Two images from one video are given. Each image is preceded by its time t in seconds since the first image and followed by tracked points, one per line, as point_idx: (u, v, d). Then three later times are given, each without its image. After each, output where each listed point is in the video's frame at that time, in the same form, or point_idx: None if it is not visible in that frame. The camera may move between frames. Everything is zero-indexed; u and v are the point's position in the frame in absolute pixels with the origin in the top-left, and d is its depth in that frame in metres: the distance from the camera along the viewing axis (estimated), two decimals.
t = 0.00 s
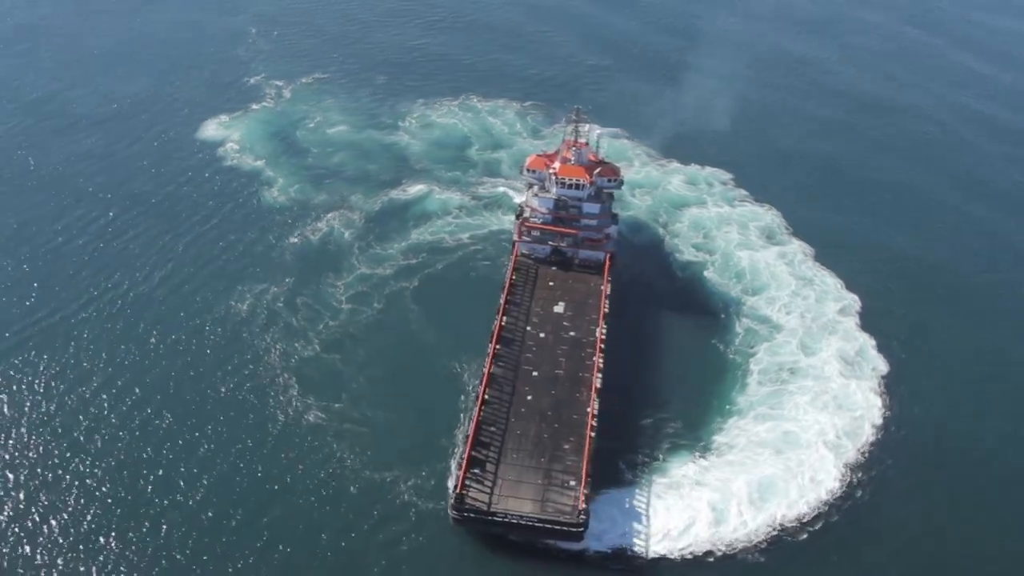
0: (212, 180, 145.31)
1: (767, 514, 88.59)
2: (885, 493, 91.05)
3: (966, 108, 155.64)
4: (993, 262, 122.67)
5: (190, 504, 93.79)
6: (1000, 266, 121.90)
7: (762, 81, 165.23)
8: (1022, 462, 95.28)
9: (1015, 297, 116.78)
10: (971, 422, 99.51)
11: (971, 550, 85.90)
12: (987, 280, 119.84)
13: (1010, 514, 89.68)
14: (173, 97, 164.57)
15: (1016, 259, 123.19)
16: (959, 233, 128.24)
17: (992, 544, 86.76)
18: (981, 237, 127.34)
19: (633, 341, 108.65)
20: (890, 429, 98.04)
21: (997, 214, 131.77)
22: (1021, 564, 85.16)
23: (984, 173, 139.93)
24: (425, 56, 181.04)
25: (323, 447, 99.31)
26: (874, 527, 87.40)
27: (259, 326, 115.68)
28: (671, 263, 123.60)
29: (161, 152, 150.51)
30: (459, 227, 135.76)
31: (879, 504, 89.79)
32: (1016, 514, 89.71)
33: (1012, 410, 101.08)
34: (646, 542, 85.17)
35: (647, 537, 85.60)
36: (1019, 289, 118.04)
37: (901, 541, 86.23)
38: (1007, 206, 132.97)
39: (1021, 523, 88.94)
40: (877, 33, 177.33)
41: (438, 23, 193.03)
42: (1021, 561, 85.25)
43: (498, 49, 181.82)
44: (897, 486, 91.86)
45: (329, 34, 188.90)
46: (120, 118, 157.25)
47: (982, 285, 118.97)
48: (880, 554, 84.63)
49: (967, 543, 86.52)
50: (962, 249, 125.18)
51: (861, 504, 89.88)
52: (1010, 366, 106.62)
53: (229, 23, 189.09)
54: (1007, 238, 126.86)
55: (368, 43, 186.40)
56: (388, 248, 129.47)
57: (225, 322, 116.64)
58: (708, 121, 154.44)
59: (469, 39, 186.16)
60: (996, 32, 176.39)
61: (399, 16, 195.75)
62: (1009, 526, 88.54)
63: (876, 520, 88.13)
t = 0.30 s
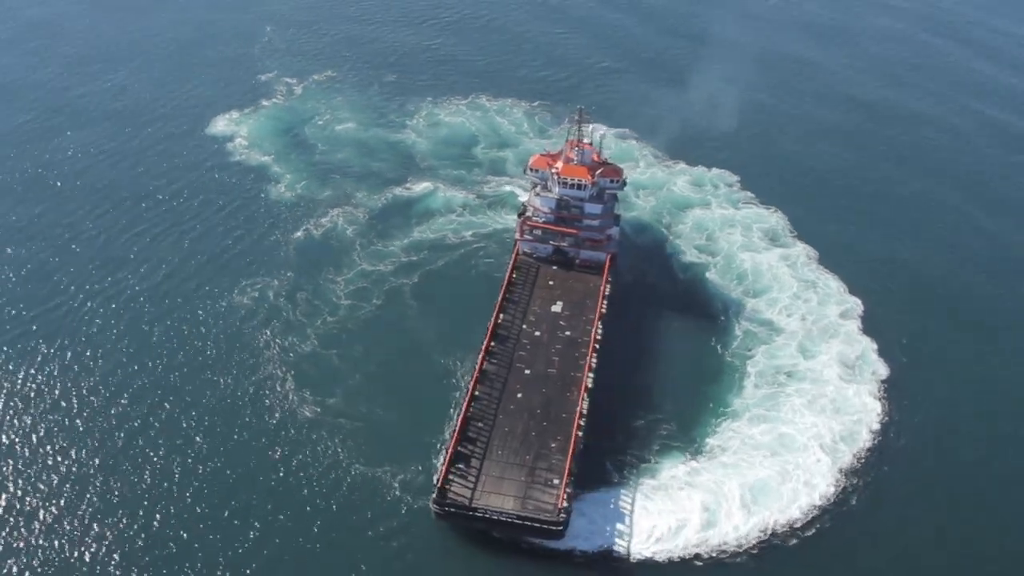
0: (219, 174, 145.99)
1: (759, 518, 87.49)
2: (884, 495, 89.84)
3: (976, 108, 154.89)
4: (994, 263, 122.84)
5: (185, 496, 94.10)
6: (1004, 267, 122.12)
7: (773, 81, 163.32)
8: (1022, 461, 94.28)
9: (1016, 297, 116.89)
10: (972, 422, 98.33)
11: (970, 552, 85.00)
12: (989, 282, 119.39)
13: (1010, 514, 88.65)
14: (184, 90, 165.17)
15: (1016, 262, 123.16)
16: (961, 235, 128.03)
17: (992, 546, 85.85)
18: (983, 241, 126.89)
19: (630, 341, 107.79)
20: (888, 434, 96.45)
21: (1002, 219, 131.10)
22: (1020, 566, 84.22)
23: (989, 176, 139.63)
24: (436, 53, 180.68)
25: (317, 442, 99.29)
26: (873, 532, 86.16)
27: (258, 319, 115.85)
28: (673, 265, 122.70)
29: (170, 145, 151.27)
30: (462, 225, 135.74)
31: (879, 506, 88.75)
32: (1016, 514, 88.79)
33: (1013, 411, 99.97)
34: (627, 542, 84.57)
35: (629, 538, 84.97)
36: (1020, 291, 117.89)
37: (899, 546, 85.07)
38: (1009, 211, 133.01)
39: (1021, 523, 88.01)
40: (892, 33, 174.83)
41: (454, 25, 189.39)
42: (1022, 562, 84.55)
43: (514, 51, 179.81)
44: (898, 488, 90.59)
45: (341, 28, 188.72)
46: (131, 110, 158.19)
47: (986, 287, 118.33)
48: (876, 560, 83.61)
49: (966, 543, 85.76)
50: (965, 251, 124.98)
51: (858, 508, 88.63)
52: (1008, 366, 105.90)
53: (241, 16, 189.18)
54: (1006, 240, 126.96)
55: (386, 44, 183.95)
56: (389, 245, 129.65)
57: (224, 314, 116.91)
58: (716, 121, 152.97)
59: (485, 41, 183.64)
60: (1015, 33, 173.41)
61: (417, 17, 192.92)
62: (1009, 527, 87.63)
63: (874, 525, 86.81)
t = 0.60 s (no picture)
0: (229, 168, 146.91)
1: (752, 522, 86.28)
2: (883, 501, 88.24)
3: (983, 107, 153.03)
4: (995, 263, 121.05)
5: (181, 485, 94.78)
6: (1004, 267, 120.32)
7: (788, 82, 161.26)
8: (1022, 461, 93.06)
9: (1013, 297, 115.17)
10: (973, 424, 96.88)
11: (970, 556, 83.66)
12: (985, 280, 117.88)
13: (1007, 514, 87.60)
14: (198, 84, 166.36)
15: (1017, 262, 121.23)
16: (963, 234, 126.30)
17: (993, 549, 84.54)
18: (985, 242, 124.72)
19: (629, 340, 107.00)
20: (888, 440, 94.73)
21: (1007, 219, 129.41)
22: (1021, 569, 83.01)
23: (994, 176, 137.56)
24: (450, 50, 180.37)
25: (310, 435, 99.36)
26: (872, 538, 84.65)
27: (260, 312, 116.36)
28: (677, 265, 121.48)
29: (182, 138, 152.48)
30: (467, 222, 135.52)
31: (879, 510, 87.38)
32: (1015, 514, 87.68)
33: (1013, 411, 98.55)
34: (612, 540, 84.01)
35: (614, 536, 84.39)
36: (1017, 291, 116.22)
37: (899, 550, 83.66)
38: (1012, 210, 131.07)
39: (1020, 523, 86.87)
40: (911, 35, 172.25)
41: (473, 26, 187.67)
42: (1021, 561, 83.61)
43: (531, 51, 178.30)
44: (900, 493, 89.09)
45: (356, 23, 188.74)
46: (145, 104, 159.57)
47: (988, 287, 116.76)
48: (874, 566, 82.20)
49: (965, 543, 84.80)
50: (965, 251, 123.17)
51: (856, 514, 87.06)
52: (1004, 366, 104.24)
53: (258, 11, 189.81)
54: (1007, 240, 125.14)
55: (404, 43, 182.89)
56: (393, 240, 129.60)
57: (227, 306, 117.47)
58: (728, 122, 151.32)
59: (501, 40, 182.42)
60: None
61: (435, 16, 191.37)
62: (1009, 526, 86.62)
63: (873, 532, 85.27)
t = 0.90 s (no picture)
0: (241, 160, 147.71)
1: (745, 525, 85.05)
2: (884, 506, 86.69)
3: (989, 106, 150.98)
4: (996, 263, 119.48)
5: (177, 471, 95.41)
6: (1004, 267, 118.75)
7: (805, 83, 159.04)
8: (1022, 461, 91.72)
9: (1009, 297, 113.66)
10: (978, 427, 95.24)
11: (972, 560, 82.23)
12: (982, 279, 116.57)
13: (1005, 513, 86.40)
14: (215, 77, 167.41)
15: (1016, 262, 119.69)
16: (965, 234, 124.76)
17: (994, 552, 83.06)
18: (987, 243, 123.05)
19: (628, 338, 106.16)
20: (890, 446, 92.93)
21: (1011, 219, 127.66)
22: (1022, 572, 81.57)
23: (998, 176, 135.63)
24: (466, 47, 180.20)
25: (306, 428, 99.34)
26: (871, 543, 83.18)
27: (264, 303, 116.82)
28: (683, 265, 120.13)
29: (196, 131, 153.51)
30: (475, 218, 135.20)
31: (879, 514, 85.92)
32: (1015, 514, 86.40)
33: (1014, 412, 97.12)
34: (596, 537, 83.48)
35: (598, 533, 83.81)
36: (1014, 290, 114.78)
37: (901, 555, 82.22)
38: (1014, 210, 129.43)
39: (1019, 523, 85.58)
40: (933, 36, 169.39)
41: (490, 25, 187.33)
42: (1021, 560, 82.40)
43: (545, 49, 177.33)
44: (903, 497, 87.50)
45: (374, 19, 189.04)
46: (162, 96, 160.79)
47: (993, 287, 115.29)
48: (872, 571, 80.76)
49: (966, 545, 83.48)
50: (965, 251, 121.57)
51: (856, 519, 85.49)
52: (1002, 366, 102.85)
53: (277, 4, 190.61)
54: (1009, 241, 123.52)
55: (421, 40, 182.78)
56: (399, 235, 129.52)
57: (231, 297, 118.04)
58: (742, 123, 149.51)
59: (514, 39, 181.82)
60: None
61: (451, 13, 191.13)
62: (1009, 524, 85.46)
63: (873, 537, 83.80)
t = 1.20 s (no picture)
0: (255, 149, 147.92)
1: (739, 526, 83.73)
2: (886, 510, 85.30)
3: (989, 107, 149.14)
4: (996, 263, 118.20)
5: (174, 455, 95.90)
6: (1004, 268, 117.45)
7: (823, 83, 156.63)
8: (1022, 461, 90.80)
9: (1006, 298, 112.22)
10: (983, 430, 93.83)
11: (971, 560, 81.53)
12: (981, 279, 115.37)
13: (1005, 513, 85.66)
14: (233, 66, 167.72)
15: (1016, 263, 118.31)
16: (964, 235, 123.17)
17: (993, 554, 82.19)
18: (988, 241, 122.10)
19: (629, 336, 105.29)
20: (892, 452, 91.28)
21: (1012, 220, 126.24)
22: None
23: (997, 176, 134.24)
24: (484, 42, 179.48)
25: (305, 417, 99.52)
26: (872, 548, 81.84)
27: (268, 290, 116.73)
28: (690, 264, 118.67)
29: (211, 119, 153.69)
30: (484, 213, 134.69)
31: (880, 518, 84.53)
32: (1016, 516, 85.51)
33: (1014, 411, 96.08)
34: (580, 535, 82.69)
35: (582, 531, 82.99)
36: (1013, 292, 113.37)
37: (903, 561, 81.02)
38: (1014, 210, 128.07)
39: (1016, 523, 84.90)
40: (957, 40, 166.49)
41: (513, 21, 186.08)
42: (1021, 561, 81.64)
43: (567, 46, 175.68)
44: (907, 502, 86.25)
45: (393, 13, 188.93)
46: (179, 83, 161.10)
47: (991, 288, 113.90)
48: None
49: (970, 550, 82.37)
50: (962, 251, 120.22)
51: (855, 524, 84.00)
52: (1001, 366, 101.64)
53: None
54: (1009, 242, 122.11)
55: (440, 34, 182.27)
56: (407, 228, 129.15)
57: (237, 284, 118.09)
58: (757, 122, 147.44)
59: (540, 34, 180.41)
60: None
61: (474, 9, 190.39)
62: (1011, 526, 84.58)
63: (874, 541, 82.46)
